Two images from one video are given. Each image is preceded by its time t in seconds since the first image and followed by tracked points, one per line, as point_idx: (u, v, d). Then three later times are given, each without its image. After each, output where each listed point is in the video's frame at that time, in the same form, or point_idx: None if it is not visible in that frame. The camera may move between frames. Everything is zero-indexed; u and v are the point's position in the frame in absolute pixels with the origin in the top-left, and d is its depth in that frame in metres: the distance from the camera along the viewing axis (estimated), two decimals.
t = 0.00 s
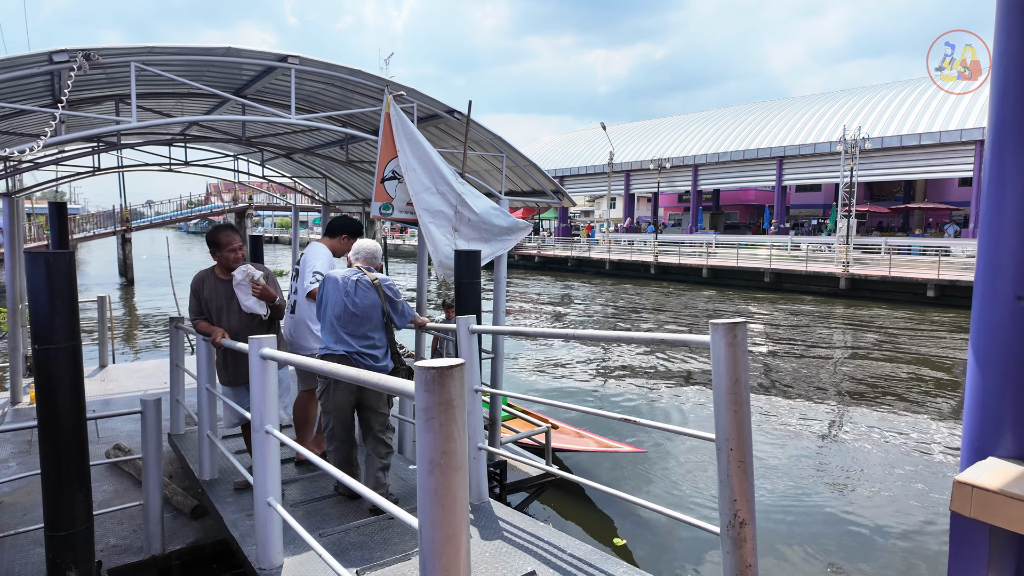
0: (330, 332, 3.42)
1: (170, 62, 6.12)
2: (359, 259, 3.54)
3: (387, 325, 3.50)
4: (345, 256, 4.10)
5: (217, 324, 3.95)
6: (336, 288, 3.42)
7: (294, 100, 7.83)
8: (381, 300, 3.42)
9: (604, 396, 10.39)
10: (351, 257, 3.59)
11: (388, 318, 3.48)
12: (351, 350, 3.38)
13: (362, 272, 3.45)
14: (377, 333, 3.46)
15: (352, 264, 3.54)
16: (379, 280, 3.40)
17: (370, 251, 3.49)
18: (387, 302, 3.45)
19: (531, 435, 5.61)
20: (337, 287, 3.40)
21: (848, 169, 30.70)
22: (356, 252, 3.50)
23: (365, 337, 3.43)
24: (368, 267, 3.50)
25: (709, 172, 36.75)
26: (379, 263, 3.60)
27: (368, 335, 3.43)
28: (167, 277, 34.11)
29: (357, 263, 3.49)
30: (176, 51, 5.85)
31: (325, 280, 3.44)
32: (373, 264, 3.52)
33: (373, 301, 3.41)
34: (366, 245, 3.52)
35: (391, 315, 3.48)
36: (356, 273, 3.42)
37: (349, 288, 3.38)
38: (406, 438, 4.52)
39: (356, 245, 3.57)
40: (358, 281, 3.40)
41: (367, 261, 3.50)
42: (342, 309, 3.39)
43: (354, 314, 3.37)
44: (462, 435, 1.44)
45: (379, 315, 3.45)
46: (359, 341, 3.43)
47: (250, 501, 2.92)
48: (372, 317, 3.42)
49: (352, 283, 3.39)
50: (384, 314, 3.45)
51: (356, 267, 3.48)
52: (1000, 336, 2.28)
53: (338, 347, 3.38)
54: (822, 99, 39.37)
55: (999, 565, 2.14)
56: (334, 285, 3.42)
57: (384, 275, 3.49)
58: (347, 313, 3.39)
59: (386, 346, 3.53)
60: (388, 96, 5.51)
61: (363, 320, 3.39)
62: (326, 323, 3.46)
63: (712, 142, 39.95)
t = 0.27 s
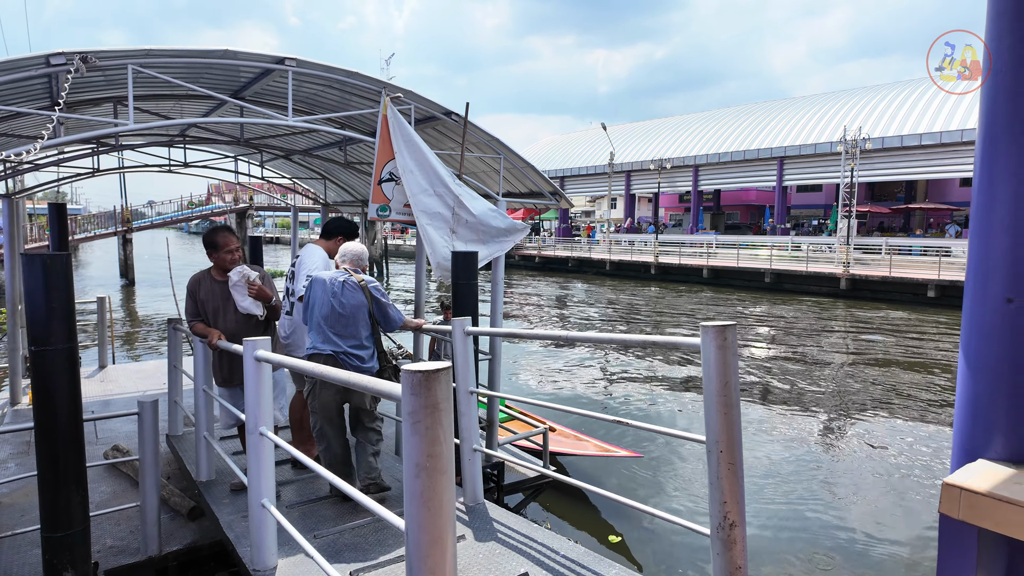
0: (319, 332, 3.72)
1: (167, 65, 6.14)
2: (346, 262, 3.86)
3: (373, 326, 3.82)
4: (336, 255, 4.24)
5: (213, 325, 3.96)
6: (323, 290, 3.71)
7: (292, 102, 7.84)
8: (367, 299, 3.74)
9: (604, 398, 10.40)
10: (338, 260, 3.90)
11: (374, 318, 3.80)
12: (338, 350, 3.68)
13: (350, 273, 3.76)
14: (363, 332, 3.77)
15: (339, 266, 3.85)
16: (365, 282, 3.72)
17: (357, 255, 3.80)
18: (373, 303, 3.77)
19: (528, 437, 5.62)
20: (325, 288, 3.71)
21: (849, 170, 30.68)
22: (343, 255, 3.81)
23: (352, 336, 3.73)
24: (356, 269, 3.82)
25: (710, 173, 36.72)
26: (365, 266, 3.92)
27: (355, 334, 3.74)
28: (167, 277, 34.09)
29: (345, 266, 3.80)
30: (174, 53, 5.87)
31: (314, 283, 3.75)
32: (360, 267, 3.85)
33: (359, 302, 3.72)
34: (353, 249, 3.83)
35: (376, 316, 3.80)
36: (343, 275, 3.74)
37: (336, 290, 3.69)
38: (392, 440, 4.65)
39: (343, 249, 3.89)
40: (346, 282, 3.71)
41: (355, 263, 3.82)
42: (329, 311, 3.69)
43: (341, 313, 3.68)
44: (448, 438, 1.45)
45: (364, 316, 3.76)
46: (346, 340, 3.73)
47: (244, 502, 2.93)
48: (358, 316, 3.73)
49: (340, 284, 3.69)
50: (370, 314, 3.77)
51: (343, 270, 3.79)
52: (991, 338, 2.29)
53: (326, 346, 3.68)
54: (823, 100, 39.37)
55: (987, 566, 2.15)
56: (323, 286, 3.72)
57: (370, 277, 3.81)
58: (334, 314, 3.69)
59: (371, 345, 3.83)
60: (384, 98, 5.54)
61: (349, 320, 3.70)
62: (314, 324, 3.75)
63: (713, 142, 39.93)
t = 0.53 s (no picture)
0: (306, 334, 3.76)
1: (158, 69, 6.17)
2: (332, 264, 3.88)
3: (360, 326, 3.87)
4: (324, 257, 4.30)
5: (202, 327, 3.98)
6: (310, 292, 3.75)
7: (284, 104, 7.87)
8: (354, 302, 3.78)
9: (599, 401, 10.44)
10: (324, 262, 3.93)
11: (362, 319, 3.84)
12: (326, 351, 3.73)
13: (336, 276, 3.81)
14: (350, 332, 3.82)
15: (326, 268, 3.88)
16: (351, 284, 3.78)
17: (342, 256, 3.84)
18: (359, 303, 3.81)
19: (520, 439, 5.63)
20: (312, 290, 3.74)
21: (844, 171, 30.81)
22: (330, 257, 3.84)
23: (340, 337, 3.78)
24: (342, 270, 3.85)
25: (705, 175, 36.84)
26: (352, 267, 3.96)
27: (342, 334, 3.78)
28: (163, 280, 34.05)
29: (331, 267, 3.84)
30: (164, 58, 5.90)
31: (301, 285, 3.78)
32: (345, 268, 3.88)
33: (346, 303, 3.77)
34: (339, 251, 3.87)
35: (364, 317, 3.84)
36: (329, 277, 3.78)
37: (323, 291, 3.74)
38: (373, 443, 4.79)
39: (329, 252, 3.92)
40: (332, 284, 3.75)
41: (340, 266, 3.86)
42: (317, 312, 3.72)
43: (328, 315, 3.72)
44: (423, 442, 1.48)
45: (351, 316, 3.80)
46: (334, 342, 3.77)
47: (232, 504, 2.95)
48: (345, 318, 3.77)
49: (326, 287, 3.74)
50: (357, 315, 3.81)
51: (330, 271, 3.83)
52: (965, 339, 2.32)
53: (313, 348, 3.72)
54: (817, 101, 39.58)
55: (958, 562, 2.18)
56: (309, 288, 3.75)
57: (356, 279, 3.85)
58: (321, 315, 3.73)
59: (359, 345, 3.90)
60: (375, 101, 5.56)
61: (337, 320, 3.75)
62: (301, 325, 3.78)
63: (709, 144, 40.04)
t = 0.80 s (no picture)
0: (283, 338, 3.76)
1: (131, 69, 6.09)
2: (309, 267, 3.88)
3: (338, 331, 3.86)
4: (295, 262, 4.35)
5: (175, 331, 3.94)
6: (287, 296, 3.75)
7: (261, 106, 7.82)
8: (331, 306, 3.77)
9: (581, 403, 10.48)
10: (301, 266, 3.93)
11: (339, 323, 3.83)
12: (303, 355, 3.72)
13: (313, 279, 3.80)
14: (328, 337, 3.80)
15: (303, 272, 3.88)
16: (329, 288, 3.77)
17: (318, 260, 3.86)
18: (336, 307, 3.79)
19: (499, 441, 5.65)
20: (289, 293, 3.75)
21: (821, 174, 31.25)
22: (306, 261, 3.85)
23: (317, 341, 3.77)
24: (318, 274, 3.86)
25: (687, 178, 37.16)
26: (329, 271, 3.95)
27: (320, 338, 3.77)
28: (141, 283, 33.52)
29: (308, 271, 3.83)
30: (137, 58, 5.84)
31: (278, 288, 3.79)
32: (322, 272, 3.88)
33: (323, 307, 3.75)
34: (315, 255, 3.88)
35: (341, 321, 3.82)
36: (306, 282, 3.78)
37: (300, 295, 3.73)
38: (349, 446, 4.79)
39: (306, 256, 3.93)
40: (308, 288, 3.75)
41: (318, 269, 3.87)
42: (294, 316, 3.72)
43: (305, 320, 3.71)
44: (388, 444, 1.48)
45: (328, 320, 3.78)
46: (311, 346, 3.76)
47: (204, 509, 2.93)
48: (322, 322, 3.75)
49: (303, 291, 3.73)
50: (334, 319, 3.80)
51: (307, 275, 3.83)
52: (924, 339, 2.38)
53: (290, 352, 3.72)
54: (796, 106, 40.12)
55: (918, 558, 2.24)
56: (286, 292, 3.76)
57: (333, 283, 3.84)
58: (298, 319, 3.72)
59: (336, 349, 3.89)
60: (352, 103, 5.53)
61: (313, 325, 3.73)
62: (279, 330, 3.78)
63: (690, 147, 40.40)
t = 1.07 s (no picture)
0: (240, 340, 3.73)
1: (78, 65, 5.89)
2: (270, 269, 3.85)
3: (296, 334, 3.77)
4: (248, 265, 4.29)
5: (124, 336, 3.82)
6: (245, 297, 3.72)
7: (217, 105, 7.65)
8: (289, 309, 3.70)
9: (546, 403, 10.53)
10: (261, 268, 3.88)
11: (297, 326, 3.75)
12: (260, 356, 3.68)
13: (272, 282, 3.75)
14: (285, 340, 3.73)
15: (263, 274, 3.84)
16: (287, 290, 3.72)
17: (281, 262, 3.83)
18: (294, 310, 3.72)
19: (462, 442, 5.62)
20: (247, 294, 3.71)
21: (779, 177, 32.07)
22: (267, 263, 3.83)
23: (274, 344, 3.71)
24: (279, 276, 3.83)
25: (650, 180, 37.68)
26: (290, 274, 3.91)
27: (277, 341, 3.70)
28: (94, 287, 32.41)
29: (269, 273, 3.80)
30: (84, 54, 5.65)
31: (236, 290, 3.75)
32: (283, 274, 3.85)
33: (281, 309, 3.69)
34: (277, 258, 3.85)
35: (300, 325, 3.74)
36: (265, 284, 3.72)
37: (258, 297, 3.67)
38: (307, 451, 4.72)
39: (267, 257, 3.88)
40: (266, 291, 3.69)
41: (279, 272, 3.83)
42: (250, 318, 3.67)
43: (261, 322, 3.65)
44: (336, 449, 1.47)
45: (286, 323, 3.71)
46: (268, 348, 3.71)
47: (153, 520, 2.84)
48: (278, 325, 3.68)
49: (261, 293, 3.67)
50: (291, 322, 3.72)
51: (266, 277, 3.79)
52: (865, 337, 2.47)
53: (247, 353, 3.69)
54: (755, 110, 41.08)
55: (859, 549, 2.32)
56: (245, 294, 3.71)
57: (293, 286, 3.78)
58: (255, 321, 3.66)
59: (294, 353, 3.82)
60: (310, 103, 5.45)
61: (270, 327, 3.66)
62: (237, 331, 3.75)
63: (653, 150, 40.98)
